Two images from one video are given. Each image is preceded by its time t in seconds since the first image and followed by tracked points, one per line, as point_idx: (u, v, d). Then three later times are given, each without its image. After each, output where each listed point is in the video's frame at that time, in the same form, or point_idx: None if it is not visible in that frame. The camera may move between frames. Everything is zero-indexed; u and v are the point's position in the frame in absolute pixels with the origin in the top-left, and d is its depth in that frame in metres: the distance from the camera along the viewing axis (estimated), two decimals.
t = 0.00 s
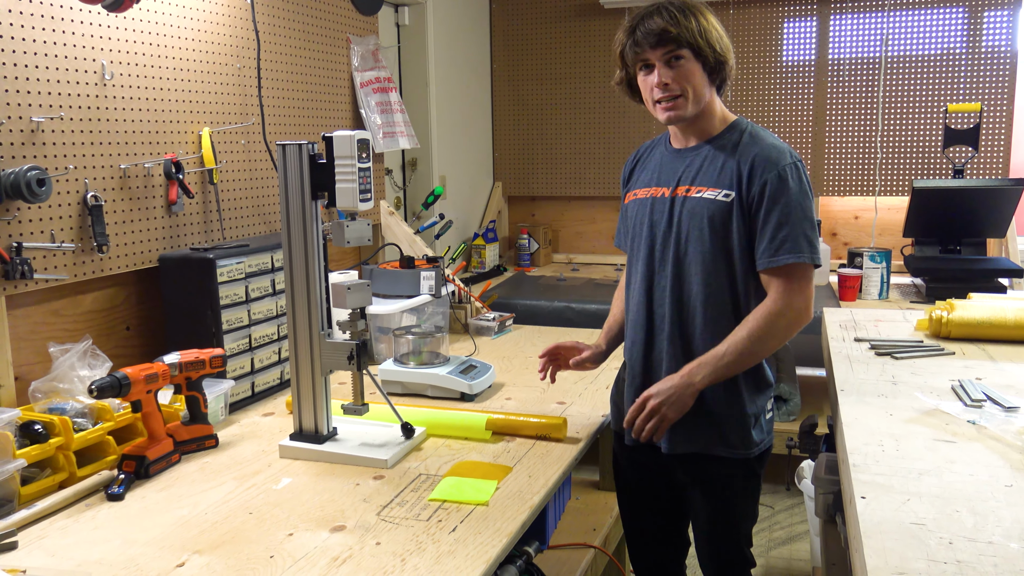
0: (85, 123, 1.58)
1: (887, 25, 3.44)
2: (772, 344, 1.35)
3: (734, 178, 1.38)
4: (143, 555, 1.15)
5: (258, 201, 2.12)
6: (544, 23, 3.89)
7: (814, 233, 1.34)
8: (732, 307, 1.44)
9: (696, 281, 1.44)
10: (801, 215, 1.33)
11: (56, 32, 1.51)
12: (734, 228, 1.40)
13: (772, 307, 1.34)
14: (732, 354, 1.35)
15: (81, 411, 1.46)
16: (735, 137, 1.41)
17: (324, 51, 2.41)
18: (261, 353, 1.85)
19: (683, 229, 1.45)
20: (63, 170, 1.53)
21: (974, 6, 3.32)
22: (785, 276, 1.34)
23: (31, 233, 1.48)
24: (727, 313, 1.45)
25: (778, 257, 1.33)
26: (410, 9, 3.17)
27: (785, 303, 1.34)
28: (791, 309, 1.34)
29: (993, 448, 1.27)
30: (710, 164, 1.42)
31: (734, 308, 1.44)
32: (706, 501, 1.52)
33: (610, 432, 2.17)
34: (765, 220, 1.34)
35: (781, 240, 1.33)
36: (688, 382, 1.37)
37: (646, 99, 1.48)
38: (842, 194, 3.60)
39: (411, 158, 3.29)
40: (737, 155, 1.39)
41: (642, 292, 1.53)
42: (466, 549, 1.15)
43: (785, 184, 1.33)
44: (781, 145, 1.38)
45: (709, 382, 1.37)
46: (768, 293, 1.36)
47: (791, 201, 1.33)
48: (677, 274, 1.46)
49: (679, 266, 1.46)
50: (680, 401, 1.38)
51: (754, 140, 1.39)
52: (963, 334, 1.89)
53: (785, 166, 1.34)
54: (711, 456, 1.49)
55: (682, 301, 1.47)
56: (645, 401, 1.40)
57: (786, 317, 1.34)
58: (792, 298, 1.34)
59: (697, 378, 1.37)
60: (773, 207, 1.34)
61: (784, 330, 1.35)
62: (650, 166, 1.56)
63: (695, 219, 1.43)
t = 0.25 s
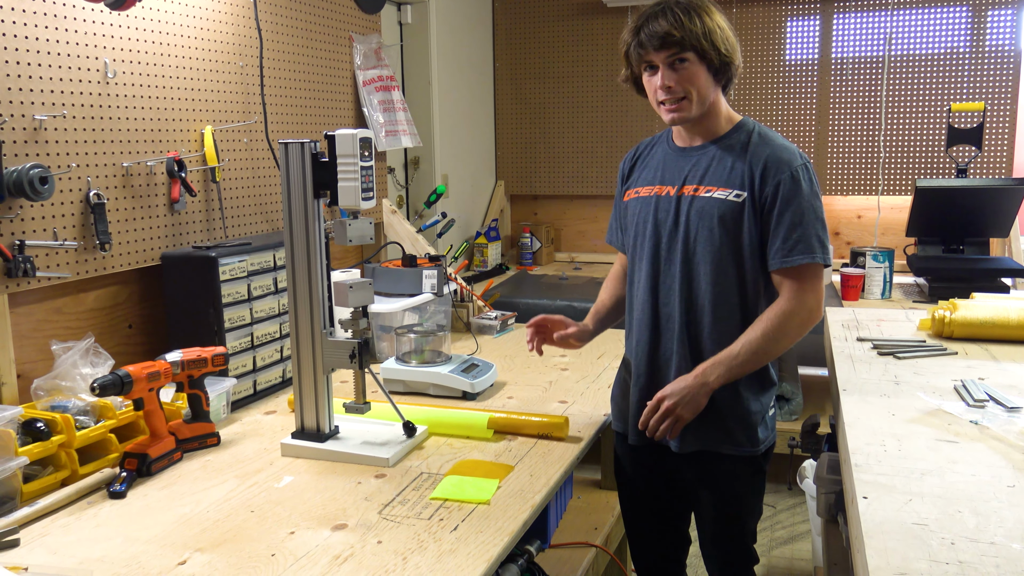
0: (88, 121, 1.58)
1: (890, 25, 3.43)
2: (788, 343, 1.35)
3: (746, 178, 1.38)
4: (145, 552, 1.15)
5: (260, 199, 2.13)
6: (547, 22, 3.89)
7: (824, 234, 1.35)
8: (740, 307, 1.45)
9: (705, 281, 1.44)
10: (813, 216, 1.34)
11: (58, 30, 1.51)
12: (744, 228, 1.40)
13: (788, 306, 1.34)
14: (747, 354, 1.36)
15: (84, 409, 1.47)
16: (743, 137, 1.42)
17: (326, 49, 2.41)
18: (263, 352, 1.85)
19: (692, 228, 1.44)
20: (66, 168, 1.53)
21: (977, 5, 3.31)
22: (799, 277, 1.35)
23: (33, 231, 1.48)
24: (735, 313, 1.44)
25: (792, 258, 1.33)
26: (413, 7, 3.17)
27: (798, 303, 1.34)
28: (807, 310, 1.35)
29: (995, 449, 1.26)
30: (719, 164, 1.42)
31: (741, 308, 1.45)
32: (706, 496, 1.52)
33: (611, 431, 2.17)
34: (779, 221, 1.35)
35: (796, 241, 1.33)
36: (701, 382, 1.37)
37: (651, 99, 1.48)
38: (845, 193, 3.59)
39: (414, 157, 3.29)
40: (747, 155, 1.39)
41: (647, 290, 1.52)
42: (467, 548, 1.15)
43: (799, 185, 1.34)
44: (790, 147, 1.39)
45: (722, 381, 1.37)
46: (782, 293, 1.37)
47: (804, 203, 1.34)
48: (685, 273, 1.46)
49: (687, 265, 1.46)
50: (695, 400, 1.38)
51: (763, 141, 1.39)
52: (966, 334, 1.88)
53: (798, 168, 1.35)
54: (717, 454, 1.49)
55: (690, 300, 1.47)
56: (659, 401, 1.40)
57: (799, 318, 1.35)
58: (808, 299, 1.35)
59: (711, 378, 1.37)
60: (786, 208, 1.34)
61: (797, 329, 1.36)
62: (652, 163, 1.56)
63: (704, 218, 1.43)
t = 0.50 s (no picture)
0: (90, 119, 1.58)
1: (893, 23, 3.43)
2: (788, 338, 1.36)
3: (754, 179, 1.38)
4: (146, 550, 1.15)
5: (261, 197, 2.12)
6: (548, 21, 3.88)
7: (829, 236, 1.36)
8: (743, 307, 1.45)
9: (710, 280, 1.44)
10: (820, 218, 1.35)
11: (60, 28, 1.51)
12: (750, 229, 1.40)
13: (792, 302, 1.35)
14: (746, 339, 1.35)
15: (85, 407, 1.47)
16: (750, 138, 1.42)
17: (328, 47, 2.41)
18: (264, 350, 1.85)
19: (698, 227, 1.44)
20: (67, 166, 1.53)
21: (979, 4, 3.30)
22: (804, 277, 1.36)
23: (34, 230, 1.48)
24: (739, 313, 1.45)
25: (799, 259, 1.34)
26: (414, 6, 3.16)
27: (802, 302, 1.36)
28: (811, 306, 1.36)
29: (996, 447, 1.26)
30: (725, 164, 1.42)
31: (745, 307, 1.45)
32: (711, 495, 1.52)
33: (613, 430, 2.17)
34: (786, 222, 1.35)
35: (803, 242, 1.34)
36: (698, 352, 1.35)
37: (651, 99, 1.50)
38: (847, 192, 3.59)
39: (415, 155, 3.29)
40: (756, 156, 1.39)
41: (650, 288, 1.52)
42: (468, 546, 1.15)
43: (807, 187, 1.35)
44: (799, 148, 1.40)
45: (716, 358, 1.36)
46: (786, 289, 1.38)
47: (812, 204, 1.34)
48: (690, 272, 1.46)
49: (692, 264, 1.45)
50: (685, 370, 1.36)
51: (771, 142, 1.40)
52: (967, 333, 1.88)
53: (807, 169, 1.35)
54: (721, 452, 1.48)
55: (694, 299, 1.47)
56: (650, 367, 1.36)
57: (804, 315, 1.36)
58: (811, 296, 1.36)
59: (707, 352, 1.35)
60: (795, 210, 1.35)
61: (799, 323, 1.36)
62: (656, 160, 1.55)
63: (710, 217, 1.42)
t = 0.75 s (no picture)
0: (90, 119, 1.58)
1: (895, 23, 3.42)
2: (763, 339, 1.34)
3: (749, 177, 1.38)
4: (148, 549, 1.15)
5: (263, 196, 2.13)
6: (550, 20, 3.88)
7: (820, 237, 1.35)
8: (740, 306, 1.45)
9: (707, 279, 1.44)
10: (810, 219, 1.34)
11: (62, 28, 1.51)
12: (744, 228, 1.40)
13: (771, 304, 1.34)
14: (718, 338, 1.34)
15: (87, 406, 1.48)
16: (750, 137, 1.41)
17: (329, 47, 2.41)
18: (266, 349, 1.85)
19: (695, 227, 1.45)
20: (69, 166, 1.53)
21: (981, 3, 3.30)
22: (789, 275, 1.35)
23: (36, 229, 1.48)
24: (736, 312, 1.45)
25: (784, 260, 1.33)
26: (415, 5, 3.17)
27: (784, 300, 1.34)
28: (789, 307, 1.35)
29: (997, 447, 1.26)
30: (724, 163, 1.42)
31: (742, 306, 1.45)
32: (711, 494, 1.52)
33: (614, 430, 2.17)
34: (776, 221, 1.35)
35: (790, 243, 1.33)
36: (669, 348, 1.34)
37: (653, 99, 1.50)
38: (848, 192, 3.59)
39: (417, 155, 3.29)
40: (751, 156, 1.39)
41: (650, 286, 1.53)
42: (469, 546, 1.16)
43: (799, 187, 1.34)
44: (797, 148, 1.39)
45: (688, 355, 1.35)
46: (766, 290, 1.36)
47: (803, 206, 1.33)
48: (687, 271, 1.47)
49: (689, 263, 1.46)
50: (654, 361, 1.35)
51: (768, 141, 1.39)
52: (968, 332, 1.88)
53: (801, 169, 1.34)
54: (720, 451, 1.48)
55: (691, 297, 1.48)
56: (621, 351, 1.35)
57: (785, 313, 1.34)
58: (790, 298, 1.35)
59: (679, 349, 1.34)
60: (785, 208, 1.34)
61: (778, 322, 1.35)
62: (662, 159, 1.56)
63: (706, 217, 1.43)
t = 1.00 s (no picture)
0: (93, 120, 1.59)
1: (896, 23, 3.42)
2: (714, 342, 1.34)
3: (730, 178, 1.38)
4: (151, 549, 1.15)
5: (266, 197, 2.13)
6: (551, 20, 3.89)
7: (789, 237, 1.33)
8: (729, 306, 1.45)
9: (697, 278, 1.46)
10: (777, 219, 1.33)
11: (65, 29, 1.51)
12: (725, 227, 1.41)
13: (715, 303, 1.33)
14: (669, 360, 1.36)
15: (90, 406, 1.48)
16: (745, 137, 1.41)
17: (331, 48, 2.41)
18: (268, 350, 1.85)
19: (687, 225, 1.47)
20: (72, 167, 1.53)
21: (983, 4, 3.30)
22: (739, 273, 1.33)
23: (39, 230, 1.49)
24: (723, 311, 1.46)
25: (737, 256, 1.33)
26: (417, 6, 3.17)
27: (732, 298, 1.32)
28: (728, 307, 1.33)
29: (999, 448, 1.26)
30: (715, 164, 1.43)
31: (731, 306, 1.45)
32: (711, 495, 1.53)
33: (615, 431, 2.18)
34: (744, 220, 1.34)
35: (749, 241, 1.32)
36: (627, 393, 1.40)
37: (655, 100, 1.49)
38: (850, 193, 3.59)
39: (418, 156, 3.29)
40: (736, 155, 1.40)
41: (648, 285, 1.56)
42: (471, 546, 1.16)
43: (768, 186, 1.33)
44: (782, 148, 1.37)
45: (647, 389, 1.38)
46: (715, 286, 1.35)
47: (769, 205, 1.32)
48: (681, 271, 1.49)
49: (682, 263, 1.48)
50: (619, 411, 1.40)
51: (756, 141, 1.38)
52: (970, 333, 1.88)
53: (775, 168, 1.33)
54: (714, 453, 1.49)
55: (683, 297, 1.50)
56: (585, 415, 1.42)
57: (730, 313, 1.33)
58: (739, 296, 1.33)
59: (636, 390, 1.39)
60: (753, 207, 1.33)
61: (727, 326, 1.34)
62: (667, 161, 1.57)
63: (696, 216, 1.45)
